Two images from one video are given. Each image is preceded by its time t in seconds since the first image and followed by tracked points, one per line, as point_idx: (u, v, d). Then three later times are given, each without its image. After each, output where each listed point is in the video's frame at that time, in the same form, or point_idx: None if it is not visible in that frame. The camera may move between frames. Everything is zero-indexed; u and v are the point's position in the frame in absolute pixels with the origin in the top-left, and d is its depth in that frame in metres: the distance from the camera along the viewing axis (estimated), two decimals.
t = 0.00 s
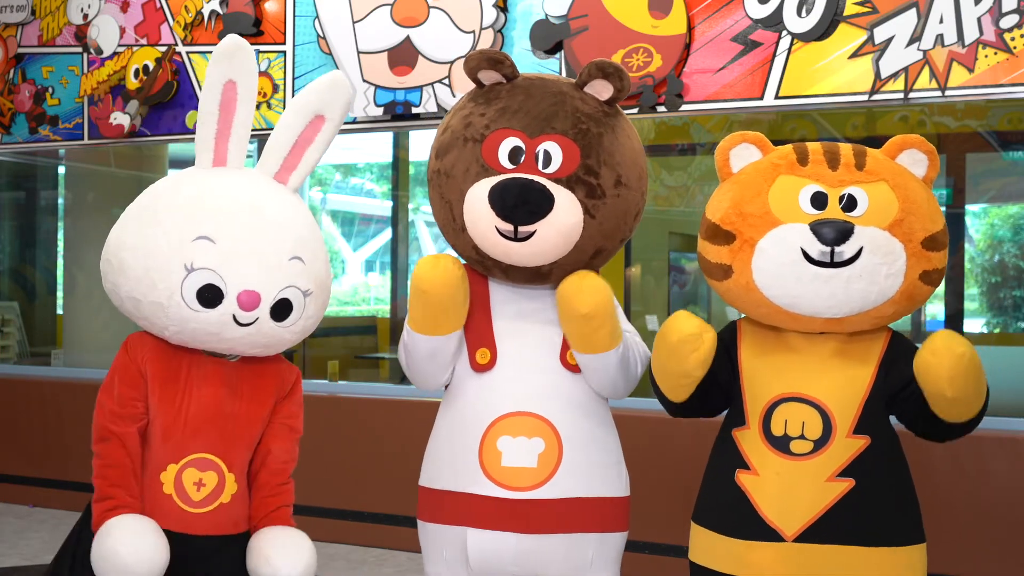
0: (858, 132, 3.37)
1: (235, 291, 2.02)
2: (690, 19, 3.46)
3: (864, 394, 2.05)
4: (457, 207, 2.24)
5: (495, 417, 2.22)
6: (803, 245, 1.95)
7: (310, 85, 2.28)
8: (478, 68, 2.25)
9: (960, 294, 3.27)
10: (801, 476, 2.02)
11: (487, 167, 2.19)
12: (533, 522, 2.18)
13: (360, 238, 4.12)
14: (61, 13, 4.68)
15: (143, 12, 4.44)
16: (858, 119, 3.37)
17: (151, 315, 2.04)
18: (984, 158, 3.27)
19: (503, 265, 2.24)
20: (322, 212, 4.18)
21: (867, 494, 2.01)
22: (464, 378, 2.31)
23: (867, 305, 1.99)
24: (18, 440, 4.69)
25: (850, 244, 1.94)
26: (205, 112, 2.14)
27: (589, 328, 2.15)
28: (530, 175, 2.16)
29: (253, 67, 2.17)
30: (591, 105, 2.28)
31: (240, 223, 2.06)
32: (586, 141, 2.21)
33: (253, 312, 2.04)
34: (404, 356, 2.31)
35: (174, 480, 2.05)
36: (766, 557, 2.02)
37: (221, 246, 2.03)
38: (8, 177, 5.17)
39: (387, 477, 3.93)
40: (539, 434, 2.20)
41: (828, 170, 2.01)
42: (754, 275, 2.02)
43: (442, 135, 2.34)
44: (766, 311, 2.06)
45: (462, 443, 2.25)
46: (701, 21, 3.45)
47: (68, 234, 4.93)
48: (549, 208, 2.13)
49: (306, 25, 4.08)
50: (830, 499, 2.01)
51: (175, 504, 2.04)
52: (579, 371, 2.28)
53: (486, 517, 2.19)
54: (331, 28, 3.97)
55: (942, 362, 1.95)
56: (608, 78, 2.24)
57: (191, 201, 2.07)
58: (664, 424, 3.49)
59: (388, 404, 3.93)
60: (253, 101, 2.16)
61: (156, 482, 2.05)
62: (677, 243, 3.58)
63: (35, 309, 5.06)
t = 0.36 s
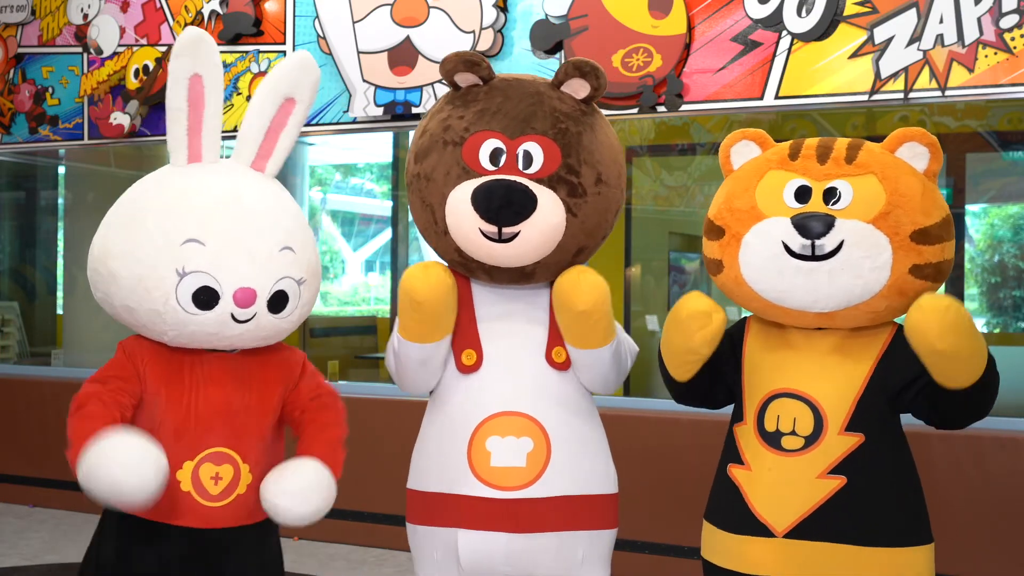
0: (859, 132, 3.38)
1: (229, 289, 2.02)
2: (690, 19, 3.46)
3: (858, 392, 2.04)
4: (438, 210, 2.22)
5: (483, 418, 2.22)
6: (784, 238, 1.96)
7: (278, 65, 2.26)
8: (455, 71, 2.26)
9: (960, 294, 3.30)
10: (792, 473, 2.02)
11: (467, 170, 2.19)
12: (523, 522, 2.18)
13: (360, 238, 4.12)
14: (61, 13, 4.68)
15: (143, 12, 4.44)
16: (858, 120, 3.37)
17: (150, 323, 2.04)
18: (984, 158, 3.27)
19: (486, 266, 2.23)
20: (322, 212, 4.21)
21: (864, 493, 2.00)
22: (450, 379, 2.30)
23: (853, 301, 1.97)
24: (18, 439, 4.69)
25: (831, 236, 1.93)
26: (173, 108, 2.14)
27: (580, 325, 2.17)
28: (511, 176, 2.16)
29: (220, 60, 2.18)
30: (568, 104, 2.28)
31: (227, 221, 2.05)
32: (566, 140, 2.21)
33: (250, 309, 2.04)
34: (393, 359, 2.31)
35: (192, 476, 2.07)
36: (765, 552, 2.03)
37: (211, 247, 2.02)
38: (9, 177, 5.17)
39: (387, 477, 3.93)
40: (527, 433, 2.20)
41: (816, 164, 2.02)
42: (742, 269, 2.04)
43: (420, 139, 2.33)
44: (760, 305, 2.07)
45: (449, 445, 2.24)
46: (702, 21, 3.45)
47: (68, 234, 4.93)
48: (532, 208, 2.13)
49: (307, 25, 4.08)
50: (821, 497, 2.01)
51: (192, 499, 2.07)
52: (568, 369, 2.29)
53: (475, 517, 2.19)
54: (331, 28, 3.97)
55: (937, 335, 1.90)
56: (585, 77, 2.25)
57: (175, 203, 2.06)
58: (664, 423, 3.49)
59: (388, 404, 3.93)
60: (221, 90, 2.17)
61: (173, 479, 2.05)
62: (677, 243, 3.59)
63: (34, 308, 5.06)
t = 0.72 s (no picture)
0: (859, 132, 3.39)
1: (232, 291, 2.04)
2: (690, 19, 3.46)
3: (863, 395, 2.03)
4: (430, 210, 2.22)
5: (472, 419, 2.21)
6: (781, 248, 1.96)
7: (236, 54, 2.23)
8: (444, 72, 2.26)
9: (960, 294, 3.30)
10: (799, 475, 2.02)
11: (459, 170, 2.19)
12: (515, 521, 2.18)
13: (360, 238, 4.13)
14: (61, 13, 4.68)
15: (143, 12, 4.44)
16: (858, 120, 3.38)
17: (152, 333, 2.04)
18: (984, 158, 3.27)
19: (476, 266, 2.23)
20: (322, 212, 4.24)
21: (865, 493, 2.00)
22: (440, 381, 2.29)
23: (855, 305, 1.97)
24: (18, 439, 4.69)
25: (830, 244, 1.93)
26: (143, 112, 2.10)
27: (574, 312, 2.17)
28: (503, 176, 2.16)
29: (180, 56, 2.13)
30: (558, 105, 2.29)
31: (221, 224, 2.06)
32: (557, 141, 2.22)
33: (254, 307, 2.08)
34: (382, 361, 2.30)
35: (217, 470, 2.11)
36: (771, 556, 2.03)
37: (208, 253, 2.03)
38: (9, 177, 5.17)
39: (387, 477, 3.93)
40: (518, 433, 2.20)
41: (811, 170, 2.01)
42: (741, 279, 2.05)
43: (409, 140, 2.33)
44: (761, 313, 2.07)
45: (438, 446, 2.24)
46: (702, 21, 3.45)
47: (68, 234, 4.93)
48: (526, 208, 2.13)
49: (306, 25, 4.08)
50: (828, 499, 2.01)
51: (220, 492, 2.12)
52: (557, 369, 2.29)
53: (467, 517, 2.18)
54: (331, 28, 3.97)
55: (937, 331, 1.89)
56: (574, 78, 2.27)
57: (166, 212, 2.04)
58: (663, 423, 3.49)
59: (388, 404, 3.93)
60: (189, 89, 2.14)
61: (198, 477, 2.10)
62: (677, 243, 3.61)
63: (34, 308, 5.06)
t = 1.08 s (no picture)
0: (859, 132, 3.38)
1: (226, 291, 2.04)
2: (690, 19, 3.46)
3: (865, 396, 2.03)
4: (430, 211, 2.22)
5: (473, 419, 2.21)
6: (787, 252, 1.96)
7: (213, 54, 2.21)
8: (446, 72, 2.25)
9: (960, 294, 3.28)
10: (803, 476, 2.02)
11: (459, 172, 2.18)
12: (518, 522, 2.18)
13: (360, 238, 4.13)
14: (61, 13, 4.67)
15: (143, 12, 4.44)
16: (858, 120, 3.37)
17: (148, 341, 2.04)
18: (983, 158, 3.27)
19: (477, 268, 2.24)
20: (322, 212, 4.23)
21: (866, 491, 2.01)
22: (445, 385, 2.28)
23: (859, 307, 1.98)
24: (18, 439, 4.70)
25: (835, 249, 1.93)
26: (123, 121, 2.10)
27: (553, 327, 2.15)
28: (505, 178, 2.16)
29: (155, 62, 2.12)
30: (559, 106, 2.29)
31: (209, 227, 2.05)
32: (557, 142, 2.22)
33: (250, 305, 2.08)
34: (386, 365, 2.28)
35: (221, 470, 2.11)
36: (776, 557, 2.03)
37: (199, 256, 2.02)
38: (8, 177, 5.17)
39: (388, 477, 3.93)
40: (519, 434, 2.20)
41: (812, 174, 2.01)
42: (744, 284, 2.05)
43: (410, 140, 2.32)
44: (761, 316, 2.08)
45: (440, 445, 2.24)
46: (702, 21, 3.45)
47: (68, 234, 4.93)
48: (527, 210, 2.13)
49: (306, 25, 4.08)
50: (833, 499, 2.01)
51: (225, 492, 2.12)
52: (553, 370, 2.29)
53: (468, 518, 2.18)
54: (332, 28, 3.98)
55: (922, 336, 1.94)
56: (577, 79, 2.27)
57: (155, 219, 2.04)
58: (664, 423, 3.50)
59: (389, 404, 3.93)
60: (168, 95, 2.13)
61: (202, 478, 2.10)
62: (677, 243, 3.62)
63: (34, 308, 5.06)
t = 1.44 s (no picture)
0: (859, 131, 3.37)
1: (223, 289, 2.04)
2: (690, 19, 3.46)
3: (861, 392, 2.04)
4: (440, 209, 2.24)
5: (484, 418, 2.21)
6: (790, 241, 1.95)
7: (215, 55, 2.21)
8: (456, 69, 2.25)
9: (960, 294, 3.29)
10: (800, 473, 2.02)
11: (465, 169, 2.19)
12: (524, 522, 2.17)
13: (360, 238, 4.13)
14: (61, 13, 4.67)
15: (143, 12, 4.44)
16: (858, 119, 3.37)
17: (145, 339, 2.05)
18: (983, 158, 3.28)
19: (487, 265, 2.23)
20: (322, 212, 4.23)
21: (863, 490, 2.01)
22: (456, 380, 2.29)
23: (860, 300, 1.98)
24: (18, 439, 4.70)
25: (839, 238, 1.93)
26: (124, 120, 2.10)
27: (591, 327, 2.14)
28: (508, 175, 2.15)
29: (155, 60, 2.12)
30: (568, 102, 2.26)
31: (206, 225, 2.05)
32: (564, 138, 2.19)
33: (247, 304, 2.07)
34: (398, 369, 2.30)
35: (217, 470, 2.11)
36: (770, 555, 2.03)
37: (195, 254, 2.02)
38: (9, 177, 5.18)
39: (388, 476, 3.93)
40: (527, 435, 2.19)
41: (815, 164, 2.01)
42: (744, 274, 2.03)
43: (423, 139, 2.35)
44: (760, 309, 2.07)
45: (452, 444, 2.24)
46: (702, 21, 3.45)
47: (68, 235, 4.93)
48: (527, 207, 2.12)
49: (307, 25, 4.08)
50: (829, 496, 2.01)
51: (221, 492, 2.12)
52: (571, 370, 2.27)
53: (476, 517, 2.19)
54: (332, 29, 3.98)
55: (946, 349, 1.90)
56: (585, 74, 2.22)
57: (153, 218, 2.04)
58: (663, 424, 3.50)
59: (389, 404, 3.93)
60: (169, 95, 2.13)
61: (198, 477, 2.10)
62: (678, 243, 3.60)
63: (34, 308, 5.06)
